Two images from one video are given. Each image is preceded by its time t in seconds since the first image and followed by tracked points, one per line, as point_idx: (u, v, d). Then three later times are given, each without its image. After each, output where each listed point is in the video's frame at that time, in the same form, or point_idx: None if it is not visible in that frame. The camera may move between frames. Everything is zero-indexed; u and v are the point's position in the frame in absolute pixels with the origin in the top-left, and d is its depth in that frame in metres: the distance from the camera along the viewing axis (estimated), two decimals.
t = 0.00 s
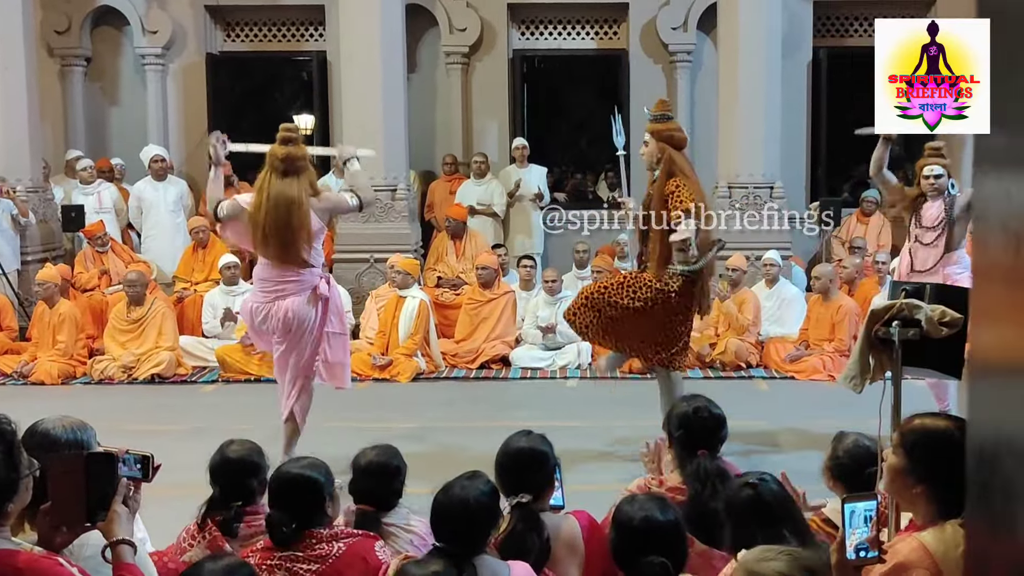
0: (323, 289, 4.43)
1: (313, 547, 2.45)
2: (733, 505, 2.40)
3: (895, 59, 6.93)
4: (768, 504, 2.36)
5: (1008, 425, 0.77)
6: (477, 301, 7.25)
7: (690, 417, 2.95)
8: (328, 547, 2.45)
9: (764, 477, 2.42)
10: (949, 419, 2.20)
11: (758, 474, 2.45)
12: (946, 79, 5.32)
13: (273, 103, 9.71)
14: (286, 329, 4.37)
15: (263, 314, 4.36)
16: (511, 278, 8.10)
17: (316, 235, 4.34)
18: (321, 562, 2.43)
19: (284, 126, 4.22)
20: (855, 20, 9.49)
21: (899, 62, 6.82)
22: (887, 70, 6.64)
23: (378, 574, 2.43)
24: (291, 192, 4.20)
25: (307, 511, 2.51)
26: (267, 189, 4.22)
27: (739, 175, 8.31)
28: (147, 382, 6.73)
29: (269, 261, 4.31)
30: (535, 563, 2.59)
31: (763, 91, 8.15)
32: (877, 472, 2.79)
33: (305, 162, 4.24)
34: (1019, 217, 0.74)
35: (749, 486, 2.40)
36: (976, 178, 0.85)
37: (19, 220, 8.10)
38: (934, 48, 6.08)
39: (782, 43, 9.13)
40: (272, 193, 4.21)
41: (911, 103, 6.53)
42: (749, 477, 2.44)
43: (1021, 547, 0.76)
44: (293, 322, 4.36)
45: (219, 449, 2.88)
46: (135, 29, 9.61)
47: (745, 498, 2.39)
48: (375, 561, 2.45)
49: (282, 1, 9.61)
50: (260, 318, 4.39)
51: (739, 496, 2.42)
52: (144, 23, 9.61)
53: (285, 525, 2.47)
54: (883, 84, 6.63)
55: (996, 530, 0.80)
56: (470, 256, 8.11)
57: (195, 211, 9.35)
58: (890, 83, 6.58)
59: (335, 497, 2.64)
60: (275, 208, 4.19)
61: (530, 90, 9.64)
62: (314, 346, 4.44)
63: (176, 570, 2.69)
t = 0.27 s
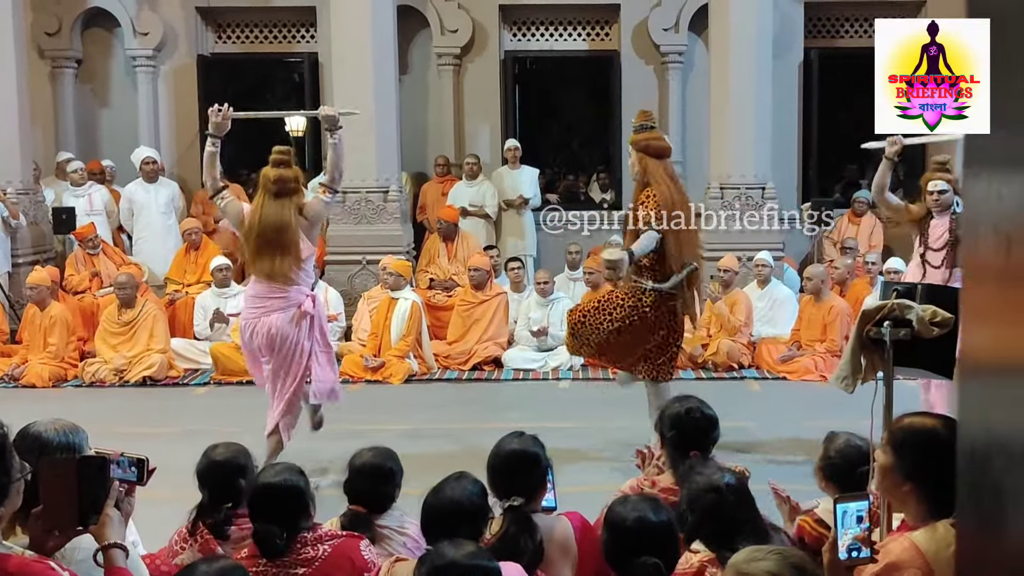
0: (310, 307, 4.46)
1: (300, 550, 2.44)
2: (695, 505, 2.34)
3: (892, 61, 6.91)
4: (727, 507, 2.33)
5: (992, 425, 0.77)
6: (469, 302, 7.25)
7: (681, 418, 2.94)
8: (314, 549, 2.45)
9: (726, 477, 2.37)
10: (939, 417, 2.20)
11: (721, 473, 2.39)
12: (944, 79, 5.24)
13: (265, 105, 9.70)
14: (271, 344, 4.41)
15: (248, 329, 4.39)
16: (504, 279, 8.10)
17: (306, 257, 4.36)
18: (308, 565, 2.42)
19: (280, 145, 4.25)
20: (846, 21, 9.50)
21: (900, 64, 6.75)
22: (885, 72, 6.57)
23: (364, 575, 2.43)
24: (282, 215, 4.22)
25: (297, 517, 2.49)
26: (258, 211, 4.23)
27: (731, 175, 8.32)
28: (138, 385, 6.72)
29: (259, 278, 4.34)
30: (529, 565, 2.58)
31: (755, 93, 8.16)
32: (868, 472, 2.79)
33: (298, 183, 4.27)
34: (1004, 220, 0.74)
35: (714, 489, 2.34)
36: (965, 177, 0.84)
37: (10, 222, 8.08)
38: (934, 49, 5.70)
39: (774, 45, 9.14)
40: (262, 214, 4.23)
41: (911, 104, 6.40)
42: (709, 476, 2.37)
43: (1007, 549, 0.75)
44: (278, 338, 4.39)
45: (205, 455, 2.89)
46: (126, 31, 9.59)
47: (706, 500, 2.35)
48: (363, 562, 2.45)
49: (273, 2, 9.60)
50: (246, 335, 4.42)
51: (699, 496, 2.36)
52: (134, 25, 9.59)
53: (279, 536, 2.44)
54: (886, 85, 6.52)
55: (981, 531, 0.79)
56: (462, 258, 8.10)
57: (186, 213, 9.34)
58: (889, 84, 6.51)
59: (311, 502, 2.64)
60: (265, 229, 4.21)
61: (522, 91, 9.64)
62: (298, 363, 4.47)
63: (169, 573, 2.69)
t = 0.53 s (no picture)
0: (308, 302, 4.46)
1: (295, 553, 2.44)
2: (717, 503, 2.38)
3: (890, 61, 6.90)
4: (752, 499, 2.37)
5: (990, 423, 0.77)
6: (464, 303, 7.24)
7: (675, 418, 2.95)
8: (310, 552, 2.45)
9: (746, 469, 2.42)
10: (930, 417, 2.24)
11: (736, 465, 2.44)
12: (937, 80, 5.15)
13: (259, 105, 9.70)
14: (269, 338, 4.42)
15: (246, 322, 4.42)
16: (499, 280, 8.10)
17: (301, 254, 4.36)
18: (304, 567, 2.42)
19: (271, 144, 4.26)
20: (840, 20, 9.51)
21: (899, 61, 6.73)
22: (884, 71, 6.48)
23: None
24: (274, 211, 4.22)
25: (291, 520, 2.48)
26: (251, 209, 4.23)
27: (725, 175, 8.33)
28: (133, 386, 6.71)
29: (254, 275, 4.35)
30: (525, 565, 2.58)
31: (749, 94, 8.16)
32: (864, 471, 2.79)
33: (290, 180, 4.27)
34: (1003, 218, 0.74)
35: (738, 482, 2.38)
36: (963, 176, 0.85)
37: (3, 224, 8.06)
38: (930, 48, 5.26)
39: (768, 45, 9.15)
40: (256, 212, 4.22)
41: (909, 105, 6.39)
42: (730, 470, 2.41)
43: (1006, 547, 0.76)
44: (274, 331, 4.40)
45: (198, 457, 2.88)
46: (119, 32, 9.57)
47: (730, 495, 2.38)
48: (358, 563, 2.45)
49: (267, 3, 9.59)
50: (241, 327, 4.45)
51: (721, 491, 2.39)
52: (128, 25, 9.58)
53: (276, 539, 2.42)
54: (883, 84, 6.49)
55: (980, 530, 0.80)
56: (457, 258, 8.10)
57: (180, 214, 9.33)
58: (888, 84, 6.43)
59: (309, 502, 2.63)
60: (258, 226, 4.21)
61: (517, 92, 9.65)
62: (298, 358, 4.46)
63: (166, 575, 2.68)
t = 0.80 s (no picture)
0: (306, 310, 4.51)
1: (304, 551, 2.45)
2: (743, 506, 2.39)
3: (891, 62, 6.91)
4: (778, 506, 2.38)
5: (987, 420, 0.77)
6: (463, 303, 7.24)
7: (672, 418, 2.95)
8: (318, 551, 2.46)
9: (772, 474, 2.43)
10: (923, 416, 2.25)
11: (762, 470, 2.45)
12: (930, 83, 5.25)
13: (257, 106, 9.69)
14: (273, 347, 4.44)
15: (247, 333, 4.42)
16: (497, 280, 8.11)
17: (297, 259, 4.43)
18: (311, 566, 2.43)
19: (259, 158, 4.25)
20: (838, 19, 9.50)
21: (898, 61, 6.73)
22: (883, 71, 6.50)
23: None
24: (272, 227, 4.29)
25: (304, 518, 2.51)
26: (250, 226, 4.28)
27: (723, 174, 8.33)
28: (131, 388, 6.71)
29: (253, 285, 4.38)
30: (523, 565, 2.58)
31: (747, 93, 8.17)
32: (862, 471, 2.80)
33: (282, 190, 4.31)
34: (1002, 218, 0.74)
35: (763, 489, 2.39)
36: (960, 175, 0.84)
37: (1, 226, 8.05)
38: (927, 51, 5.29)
39: (766, 44, 9.14)
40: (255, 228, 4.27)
41: (909, 106, 6.40)
42: (756, 475, 2.42)
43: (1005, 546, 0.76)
44: (276, 340, 4.43)
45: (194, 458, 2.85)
46: (116, 33, 9.56)
47: (756, 501, 2.39)
48: (365, 564, 2.45)
49: (265, 4, 9.58)
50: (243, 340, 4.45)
51: (746, 498, 2.40)
52: (125, 26, 9.57)
53: (289, 538, 2.44)
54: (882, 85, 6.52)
55: (977, 525, 0.80)
56: (455, 258, 8.10)
57: (178, 215, 9.34)
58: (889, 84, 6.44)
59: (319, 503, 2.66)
60: (259, 242, 4.27)
61: (514, 92, 9.65)
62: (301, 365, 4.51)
63: None
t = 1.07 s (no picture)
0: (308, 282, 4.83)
1: (313, 549, 2.46)
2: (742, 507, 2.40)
3: (891, 62, 6.88)
4: (777, 506, 2.38)
5: (989, 418, 0.77)
6: (464, 302, 7.24)
7: (672, 417, 2.95)
8: (327, 550, 2.47)
9: (775, 474, 2.43)
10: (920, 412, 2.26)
11: (763, 470, 2.45)
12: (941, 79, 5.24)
13: (258, 106, 9.70)
14: (279, 318, 4.76)
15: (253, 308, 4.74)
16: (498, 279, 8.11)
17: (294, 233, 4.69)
18: (319, 564, 2.44)
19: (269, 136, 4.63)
20: (838, 18, 9.50)
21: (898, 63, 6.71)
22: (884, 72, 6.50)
23: None
24: (269, 196, 4.54)
25: (321, 518, 2.53)
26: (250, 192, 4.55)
27: (724, 173, 8.32)
28: (133, 388, 6.71)
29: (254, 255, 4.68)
30: (524, 564, 2.59)
31: (748, 92, 8.17)
32: (863, 469, 2.80)
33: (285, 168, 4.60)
34: (1003, 218, 0.74)
35: (763, 490, 2.39)
36: (961, 174, 0.85)
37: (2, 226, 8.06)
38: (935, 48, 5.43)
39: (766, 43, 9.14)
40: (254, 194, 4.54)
41: (909, 106, 6.39)
42: (758, 475, 2.43)
43: (1007, 544, 0.76)
44: (281, 312, 4.74)
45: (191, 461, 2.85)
46: (117, 33, 9.57)
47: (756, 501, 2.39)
48: (372, 565, 2.46)
49: (266, 4, 9.58)
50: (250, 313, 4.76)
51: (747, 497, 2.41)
52: (125, 27, 9.57)
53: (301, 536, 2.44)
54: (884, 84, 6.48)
55: (980, 524, 0.80)
56: (456, 258, 8.10)
57: (180, 215, 9.34)
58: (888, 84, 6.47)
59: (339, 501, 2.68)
60: (254, 206, 4.53)
61: (515, 91, 9.65)
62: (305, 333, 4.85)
63: None
